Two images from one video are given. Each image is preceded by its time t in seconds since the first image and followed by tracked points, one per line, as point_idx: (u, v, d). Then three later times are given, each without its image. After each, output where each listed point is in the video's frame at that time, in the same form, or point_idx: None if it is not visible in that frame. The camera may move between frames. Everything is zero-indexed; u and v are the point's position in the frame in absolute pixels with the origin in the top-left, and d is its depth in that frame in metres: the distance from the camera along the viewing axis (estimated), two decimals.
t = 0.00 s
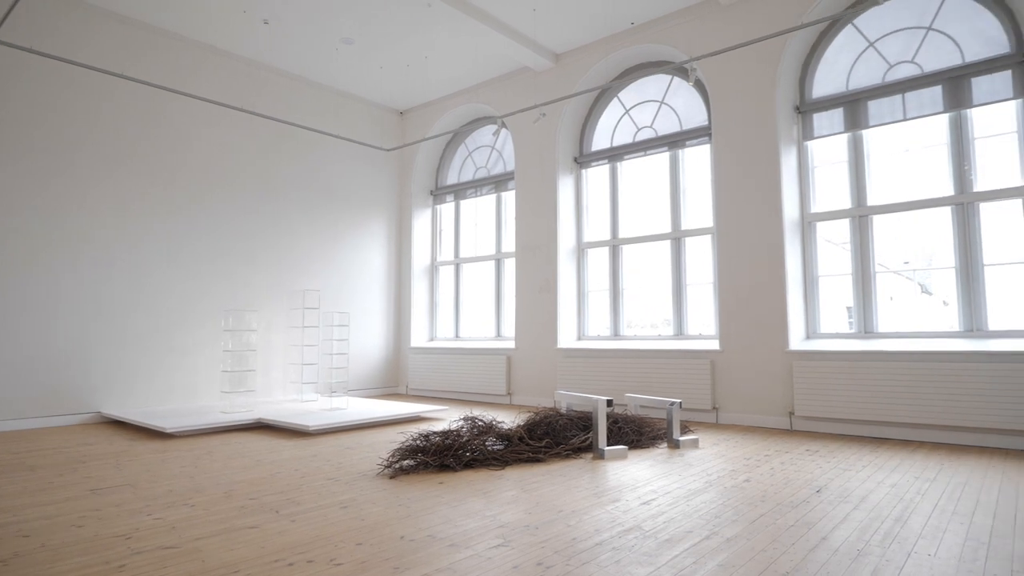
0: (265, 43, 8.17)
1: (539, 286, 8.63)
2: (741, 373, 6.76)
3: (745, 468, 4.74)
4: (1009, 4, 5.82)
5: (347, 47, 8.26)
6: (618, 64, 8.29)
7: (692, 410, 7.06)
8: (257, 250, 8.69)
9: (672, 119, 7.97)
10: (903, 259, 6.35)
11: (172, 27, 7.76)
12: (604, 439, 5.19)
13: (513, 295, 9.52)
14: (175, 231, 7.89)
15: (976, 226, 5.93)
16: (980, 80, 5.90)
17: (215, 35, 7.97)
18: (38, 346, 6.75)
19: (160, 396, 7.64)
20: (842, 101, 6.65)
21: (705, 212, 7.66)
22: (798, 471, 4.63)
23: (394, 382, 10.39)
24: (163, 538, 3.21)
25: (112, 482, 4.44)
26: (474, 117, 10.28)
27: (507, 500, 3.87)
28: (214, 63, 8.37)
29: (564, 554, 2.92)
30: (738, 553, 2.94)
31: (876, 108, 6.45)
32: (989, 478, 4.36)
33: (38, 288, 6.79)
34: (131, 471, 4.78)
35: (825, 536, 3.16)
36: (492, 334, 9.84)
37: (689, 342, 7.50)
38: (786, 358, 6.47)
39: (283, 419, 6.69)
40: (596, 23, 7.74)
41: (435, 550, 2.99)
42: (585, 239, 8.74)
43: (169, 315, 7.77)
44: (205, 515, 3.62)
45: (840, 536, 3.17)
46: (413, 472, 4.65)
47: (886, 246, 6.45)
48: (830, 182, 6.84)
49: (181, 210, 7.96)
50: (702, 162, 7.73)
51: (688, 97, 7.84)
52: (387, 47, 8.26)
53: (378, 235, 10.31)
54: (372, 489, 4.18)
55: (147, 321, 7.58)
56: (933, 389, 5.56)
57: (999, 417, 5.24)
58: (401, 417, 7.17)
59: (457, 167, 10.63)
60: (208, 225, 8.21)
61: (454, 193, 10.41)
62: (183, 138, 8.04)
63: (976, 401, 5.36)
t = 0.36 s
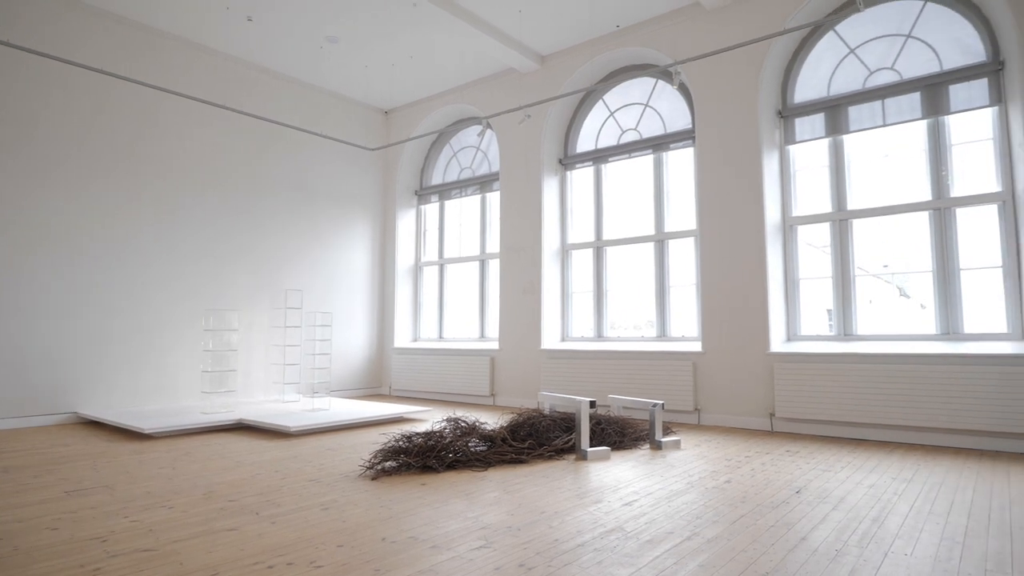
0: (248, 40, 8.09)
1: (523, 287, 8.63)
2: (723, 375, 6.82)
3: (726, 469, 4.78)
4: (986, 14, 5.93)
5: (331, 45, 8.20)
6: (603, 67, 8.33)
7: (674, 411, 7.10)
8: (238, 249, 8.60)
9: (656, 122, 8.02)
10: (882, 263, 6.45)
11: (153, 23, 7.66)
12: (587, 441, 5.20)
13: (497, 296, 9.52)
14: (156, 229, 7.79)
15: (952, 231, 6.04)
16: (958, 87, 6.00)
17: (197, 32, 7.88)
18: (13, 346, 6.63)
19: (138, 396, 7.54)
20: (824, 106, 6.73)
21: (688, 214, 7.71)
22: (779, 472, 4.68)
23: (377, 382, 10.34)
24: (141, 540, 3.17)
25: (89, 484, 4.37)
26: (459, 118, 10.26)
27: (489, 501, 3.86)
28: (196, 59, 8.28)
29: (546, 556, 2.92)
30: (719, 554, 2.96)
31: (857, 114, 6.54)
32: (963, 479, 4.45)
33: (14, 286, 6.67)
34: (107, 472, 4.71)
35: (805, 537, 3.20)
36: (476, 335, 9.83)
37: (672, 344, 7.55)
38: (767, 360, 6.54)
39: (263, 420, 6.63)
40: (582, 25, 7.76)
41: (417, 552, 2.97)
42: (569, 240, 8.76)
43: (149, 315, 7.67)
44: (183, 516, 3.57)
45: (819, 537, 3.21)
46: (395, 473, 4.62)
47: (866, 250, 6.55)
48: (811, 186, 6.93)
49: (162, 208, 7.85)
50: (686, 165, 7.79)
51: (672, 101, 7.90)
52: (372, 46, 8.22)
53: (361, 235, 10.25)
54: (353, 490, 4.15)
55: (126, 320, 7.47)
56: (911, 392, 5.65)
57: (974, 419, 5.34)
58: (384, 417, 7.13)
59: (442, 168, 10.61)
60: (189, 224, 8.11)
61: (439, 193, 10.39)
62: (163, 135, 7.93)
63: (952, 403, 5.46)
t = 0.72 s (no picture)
0: (232, 38, 8.02)
1: (508, 289, 8.64)
2: (707, 377, 6.86)
3: (709, 470, 4.81)
4: (965, 22, 6.03)
5: (317, 45, 8.16)
6: (589, 69, 8.36)
7: (658, 413, 7.13)
8: (222, 250, 8.53)
9: (642, 125, 8.06)
10: (864, 266, 6.53)
11: (136, 20, 7.57)
12: (571, 442, 5.21)
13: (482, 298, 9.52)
14: (138, 229, 7.70)
15: (932, 236, 6.13)
16: (937, 94, 6.09)
17: (181, 29, 7.80)
18: None
19: (119, 398, 7.44)
20: (806, 111, 6.80)
21: (673, 217, 7.76)
22: (761, 473, 4.72)
23: (362, 384, 10.28)
24: (119, 544, 3.12)
25: (67, 487, 4.29)
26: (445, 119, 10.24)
27: (473, 503, 3.85)
28: (179, 57, 8.19)
29: (530, 558, 2.92)
30: (702, 554, 2.98)
31: (839, 119, 6.62)
32: (942, 479, 4.51)
33: None
34: (86, 475, 4.63)
35: (787, 537, 3.23)
36: (461, 336, 9.81)
37: (657, 345, 7.59)
38: (750, 362, 6.59)
39: (246, 422, 6.56)
40: (568, 28, 7.79)
41: (400, 555, 2.96)
42: (555, 242, 8.78)
43: (130, 315, 7.58)
44: (164, 520, 3.53)
45: (801, 537, 3.24)
46: (379, 475, 4.60)
47: (847, 254, 6.63)
48: (793, 190, 7.00)
49: (144, 207, 7.77)
50: (671, 167, 7.83)
51: (657, 104, 7.94)
52: (358, 46, 8.18)
53: (346, 235, 10.19)
54: (337, 493, 4.12)
55: (106, 321, 7.37)
56: (891, 393, 5.73)
57: (953, 420, 5.41)
58: (368, 420, 7.09)
59: (428, 169, 10.58)
60: (172, 224, 8.03)
61: (425, 194, 10.36)
62: (146, 134, 7.84)
63: (930, 405, 5.53)
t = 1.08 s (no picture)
0: (218, 37, 7.95)
1: (495, 290, 8.64)
2: (693, 378, 6.90)
3: (695, 471, 4.83)
4: (947, 28, 6.12)
5: (304, 44, 8.11)
6: (577, 71, 8.38)
7: (644, 414, 7.16)
8: (206, 250, 8.44)
9: (629, 127, 8.09)
10: (847, 269, 6.60)
11: (119, 17, 7.48)
12: (558, 444, 5.22)
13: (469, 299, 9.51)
14: (121, 228, 7.60)
15: (914, 240, 6.21)
16: (919, 99, 6.16)
17: (165, 27, 7.72)
18: None
19: (101, 400, 7.34)
20: (792, 115, 6.86)
21: (660, 219, 7.80)
22: (746, 474, 4.75)
23: (348, 386, 10.22)
24: (100, 548, 3.08)
25: (46, 491, 4.22)
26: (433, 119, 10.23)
27: (459, 505, 3.84)
28: (164, 55, 8.10)
29: (516, 560, 2.92)
30: (688, 555, 2.99)
31: (824, 123, 6.68)
32: (923, 480, 4.57)
33: None
34: (66, 478, 4.56)
35: (771, 537, 3.26)
36: (448, 338, 9.78)
37: (643, 347, 7.62)
38: (736, 363, 6.63)
39: (230, 424, 6.50)
40: (556, 30, 7.80)
41: (386, 557, 2.95)
42: (542, 244, 8.79)
43: (112, 316, 7.48)
44: (146, 523, 3.48)
45: (785, 538, 3.26)
46: (364, 477, 4.57)
47: (831, 256, 6.70)
48: (778, 193, 7.07)
49: (127, 206, 7.67)
50: (658, 170, 7.87)
51: (644, 106, 7.98)
52: (345, 46, 8.14)
53: (333, 236, 10.13)
54: (321, 495, 4.09)
55: (88, 321, 7.27)
56: (873, 394, 5.79)
57: (935, 422, 5.49)
58: (354, 421, 7.05)
59: (415, 169, 10.56)
60: (156, 223, 7.94)
61: (412, 195, 10.33)
62: (130, 132, 7.74)
63: (912, 406, 5.60)
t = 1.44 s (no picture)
0: (203, 35, 7.88)
1: (482, 291, 8.63)
2: (679, 379, 6.93)
3: (680, 472, 4.86)
4: (928, 34, 6.21)
5: (289, 43, 8.05)
6: (564, 73, 8.40)
7: (630, 415, 7.19)
8: (190, 249, 8.36)
9: (615, 129, 8.13)
10: (831, 271, 6.67)
11: (102, 14, 7.39)
12: (544, 445, 5.22)
13: (455, 300, 9.49)
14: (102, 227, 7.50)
15: (896, 242, 6.29)
16: (901, 104, 6.25)
17: (149, 24, 7.63)
18: None
19: (81, 401, 7.23)
20: (776, 118, 6.93)
21: (646, 221, 7.84)
22: (730, 475, 4.78)
23: (333, 387, 10.15)
24: (78, 552, 3.03)
25: (24, 494, 4.15)
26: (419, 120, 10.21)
27: (445, 507, 3.83)
28: (147, 52, 8.01)
29: (502, 561, 2.92)
30: (672, 556, 3.01)
31: (807, 127, 6.75)
32: (904, 480, 4.63)
33: None
34: (45, 481, 4.49)
35: (755, 537, 3.29)
36: (434, 339, 9.76)
37: (629, 349, 7.65)
38: (720, 365, 6.68)
39: (214, 426, 6.43)
40: (544, 31, 7.82)
41: (370, 559, 2.93)
42: (529, 245, 8.80)
43: (93, 316, 7.38)
44: (127, 526, 3.44)
45: (768, 537, 3.29)
46: (349, 479, 4.54)
47: (814, 259, 6.77)
48: (762, 196, 7.13)
49: (109, 205, 7.57)
50: (644, 172, 7.91)
51: (631, 108, 8.02)
52: (331, 45, 8.10)
53: (318, 236, 10.07)
54: (306, 497, 4.06)
55: (68, 321, 7.17)
56: (856, 395, 5.86)
57: (915, 422, 5.56)
58: (340, 423, 7.01)
59: (402, 170, 10.53)
60: (138, 222, 7.85)
61: (398, 196, 10.29)
62: (112, 130, 7.65)
63: (893, 407, 5.68)
